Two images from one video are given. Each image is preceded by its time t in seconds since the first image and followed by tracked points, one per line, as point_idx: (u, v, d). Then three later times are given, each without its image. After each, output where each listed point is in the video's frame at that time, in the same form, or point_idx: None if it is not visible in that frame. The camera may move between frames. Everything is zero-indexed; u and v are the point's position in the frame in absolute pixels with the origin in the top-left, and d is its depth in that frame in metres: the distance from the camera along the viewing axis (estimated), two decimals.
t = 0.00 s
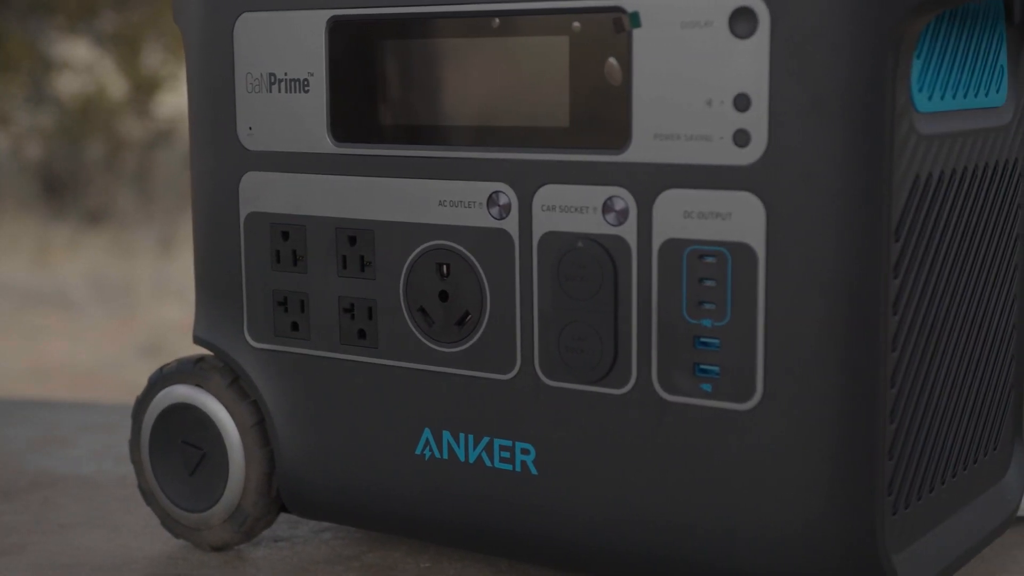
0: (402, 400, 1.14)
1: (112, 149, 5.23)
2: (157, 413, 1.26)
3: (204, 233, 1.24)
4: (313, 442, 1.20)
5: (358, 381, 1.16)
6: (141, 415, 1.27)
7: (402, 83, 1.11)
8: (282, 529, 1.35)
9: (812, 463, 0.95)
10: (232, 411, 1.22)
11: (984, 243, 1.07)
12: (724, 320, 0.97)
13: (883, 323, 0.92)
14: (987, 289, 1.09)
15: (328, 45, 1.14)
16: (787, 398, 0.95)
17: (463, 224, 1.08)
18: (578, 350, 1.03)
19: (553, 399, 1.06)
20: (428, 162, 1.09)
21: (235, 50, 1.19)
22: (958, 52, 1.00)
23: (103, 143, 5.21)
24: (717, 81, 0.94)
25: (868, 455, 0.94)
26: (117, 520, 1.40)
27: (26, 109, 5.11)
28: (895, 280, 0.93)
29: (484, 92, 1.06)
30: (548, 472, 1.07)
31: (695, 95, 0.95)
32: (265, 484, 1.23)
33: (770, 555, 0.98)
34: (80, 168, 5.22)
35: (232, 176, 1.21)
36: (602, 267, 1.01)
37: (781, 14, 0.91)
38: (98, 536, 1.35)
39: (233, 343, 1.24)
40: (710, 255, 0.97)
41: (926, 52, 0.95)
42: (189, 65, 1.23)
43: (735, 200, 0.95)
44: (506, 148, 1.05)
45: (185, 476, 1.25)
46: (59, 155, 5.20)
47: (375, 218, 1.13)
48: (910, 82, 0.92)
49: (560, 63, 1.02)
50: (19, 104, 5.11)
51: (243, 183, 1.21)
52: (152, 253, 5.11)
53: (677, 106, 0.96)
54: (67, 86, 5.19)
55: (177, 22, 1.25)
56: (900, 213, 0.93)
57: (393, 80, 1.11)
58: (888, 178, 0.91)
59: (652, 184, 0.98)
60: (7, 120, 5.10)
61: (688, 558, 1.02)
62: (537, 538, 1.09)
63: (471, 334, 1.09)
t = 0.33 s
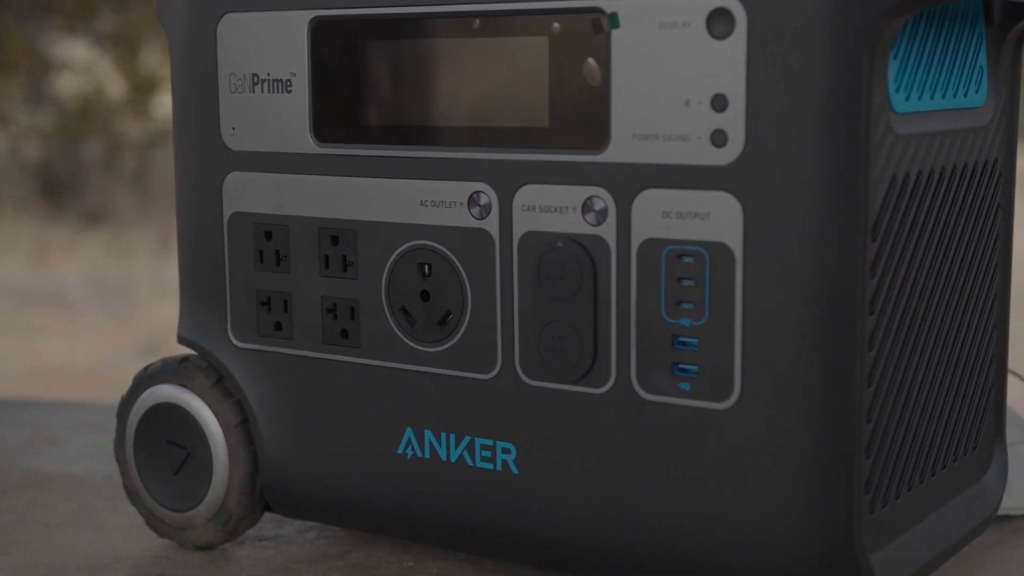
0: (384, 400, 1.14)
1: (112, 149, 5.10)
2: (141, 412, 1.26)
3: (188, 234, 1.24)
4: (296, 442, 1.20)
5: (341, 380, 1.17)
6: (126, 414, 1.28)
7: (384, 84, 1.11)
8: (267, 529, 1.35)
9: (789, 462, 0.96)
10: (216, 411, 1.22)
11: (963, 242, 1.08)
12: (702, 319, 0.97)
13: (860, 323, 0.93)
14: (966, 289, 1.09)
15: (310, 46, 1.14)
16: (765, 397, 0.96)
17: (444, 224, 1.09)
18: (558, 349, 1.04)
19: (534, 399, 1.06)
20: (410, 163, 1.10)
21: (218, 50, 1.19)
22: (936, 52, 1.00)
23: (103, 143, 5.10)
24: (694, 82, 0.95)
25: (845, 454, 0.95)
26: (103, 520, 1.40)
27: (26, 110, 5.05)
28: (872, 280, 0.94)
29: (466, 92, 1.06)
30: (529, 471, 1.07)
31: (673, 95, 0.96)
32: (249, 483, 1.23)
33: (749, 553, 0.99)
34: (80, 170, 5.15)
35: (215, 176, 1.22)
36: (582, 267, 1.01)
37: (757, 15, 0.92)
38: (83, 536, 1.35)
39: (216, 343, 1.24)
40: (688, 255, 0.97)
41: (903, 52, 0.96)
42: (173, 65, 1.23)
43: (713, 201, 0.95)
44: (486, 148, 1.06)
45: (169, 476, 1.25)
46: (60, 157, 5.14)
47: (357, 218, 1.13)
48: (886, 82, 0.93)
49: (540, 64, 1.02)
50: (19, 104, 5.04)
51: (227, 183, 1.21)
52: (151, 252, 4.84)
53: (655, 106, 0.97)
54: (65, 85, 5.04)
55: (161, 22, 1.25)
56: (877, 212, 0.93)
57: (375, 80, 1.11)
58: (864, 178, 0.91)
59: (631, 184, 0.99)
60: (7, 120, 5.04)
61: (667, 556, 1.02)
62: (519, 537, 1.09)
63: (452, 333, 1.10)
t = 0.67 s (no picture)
0: (364, 399, 1.15)
1: (110, 150, 4.87)
2: (124, 411, 1.26)
3: (170, 233, 1.25)
4: (277, 441, 1.20)
5: (321, 380, 1.17)
6: (109, 413, 1.28)
7: (363, 84, 1.11)
8: (250, 528, 1.35)
9: (762, 460, 0.96)
10: (197, 410, 1.23)
11: (940, 242, 1.08)
12: (677, 318, 0.98)
13: (833, 322, 0.93)
14: (943, 289, 1.10)
15: (290, 46, 1.15)
16: (738, 395, 0.96)
17: (423, 224, 1.09)
18: (535, 348, 1.04)
19: (511, 397, 1.07)
20: (389, 163, 1.10)
21: (199, 50, 1.20)
22: (911, 52, 1.01)
23: (103, 144, 4.84)
24: (669, 82, 0.95)
25: (818, 452, 0.95)
26: (87, 520, 1.40)
27: (26, 109, 4.76)
28: (845, 280, 0.94)
29: (445, 93, 1.07)
30: (507, 470, 1.08)
31: (648, 95, 0.96)
32: (230, 482, 1.23)
33: (723, 551, 0.99)
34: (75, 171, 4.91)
35: (196, 176, 1.22)
36: (558, 266, 1.02)
37: (728, 16, 0.92)
38: (66, 535, 1.35)
39: (198, 342, 1.24)
40: (663, 254, 0.97)
41: (877, 52, 0.96)
42: (154, 66, 1.24)
43: (687, 200, 0.96)
44: (464, 149, 1.06)
45: (151, 474, 1.25)
46: (58, 157, 4.90)
47: (337, 218, 1.14)
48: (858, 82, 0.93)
49: (517, 64, 1.03)
50: (18, 104, 4.75)
51: (208, 183, 1.21)
52: (147, 252, 4.79)
53: (631, 106, 0.97)
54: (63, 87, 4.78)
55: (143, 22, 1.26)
56: (850, 212, 0.94)
57: (354, 80, 1.12)
58: (836, 177, 0.91)
59: (606, 184, 0.99)
60: (7, 120, 4.76)
61: (642, 553, 1.03)
62: (497, 536, 1.10)
63: (431, 333, 1.10)
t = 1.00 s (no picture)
0: (344, 398, 1.15)
1: (109, 149, 4.74)
2: (107, 410, 1.26)
3: (152, 233, 1.25)
4: (258, 440, 1.21)
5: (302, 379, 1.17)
6: (92, 413, 1.28)
7: (343, 85, 1.12)
8: (233, 527, 1.36)
9: (737, 459, 0.97)
10: (179, 409, 1.23)
11: (916, 243, 1.08)
12: (652, 317, 0.98)
13: (806, 322, 0.94)
14: (920, 289, 1.10)
15: (269, 46, 1.15)
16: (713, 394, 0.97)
17: (401, 223, 1.09)
18: (512, 347, 1.05)
19: (489, 396, 1.07)
20: (368, 163, 1.11)
21: (180, 51, 1.20)
22: (886, 53, 1.01)
23: (102, 143, 4.71)
24: (643, 82, 0.96)
25: (792, 451, 0.95)
26: (71, 519, 1.40)
27: (25, 109, 4.61)
28: (818, 279, 0.95)
29: (424, 94, 1.07)
30: (485, 469, 1.08)
31: (623, 95, 0.97)
32: (212, 481, 1.24)
33: (699, 549, 1.00)
34: (75, 171, 4.82)
35: (177, 176, 1.22)
36: (535, 265, 1.02)
37: (702, 17, 0.93)
38: (49, 534, 1.36)
39: (180, 341, 1.25)
40: (638, 253, 0.98)
41: (851, 52, 0.96)
42: (136, 66, 1.24)
43: (662, 200, 0.96)
44: (443, 149, 1.06)
45: (134, 473, 1.26)
46: (57, 157, 4.79)
47: (317, 217, 1.14)
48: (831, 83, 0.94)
49: (494, 64, 1.03)
50: (18, 104, 4.59)
51: (189, 183, 1.22)
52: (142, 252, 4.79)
53: (606, 106, 0.98)
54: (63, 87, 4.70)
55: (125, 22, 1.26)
56: (824, 212, 0.94)
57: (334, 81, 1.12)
58: (809, 178, 0.92)
59: (583, 184, 1.00)
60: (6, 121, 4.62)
61: (619, 551, 1.03)
62: (476, 534, 1.10)
63: (410, 331, 1.11)
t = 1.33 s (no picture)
0: (328, 398, 1.15)
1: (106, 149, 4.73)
2: (92, 410, 1.27)
3: (137, 232, 1.25)
4: (242, 439, 1.21)
5: (286, 378, 1.18)
6: (77, 412, 1.28)
7: (327, 85, 1.12)
8: (219, 525, 1.36)
9: (715, 457, 0.97)
10: (164, 408, 1.23)
11: (897, 241, 1.09)
12: (632, 317, 0.98)
13: (785, 320, 0.94)
14: (901, 287, 1.10)
15: (253, 46, 1.15)
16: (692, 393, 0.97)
17: (384, 223, 1.10)
18: (494, 346, 1.05)
19: (471, 395, 1.07)
20: (351, 162, 1.11)
21: (164, 51, 1.20)
22: (865, 53, 1.02)
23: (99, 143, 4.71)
24: (622, 82, 0.96)
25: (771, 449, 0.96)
26: (57, 517, 1.41)
27: (23, 109, 4.58)
28: (797, 277, 0.95)
29: (407, 94, 1.08)
30: (467, 467, 1.09)
31: (602, 96, 0.97)
32: (197, 480, 1.24)
33: (678, 547, 1.00)
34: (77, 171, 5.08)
35: (161, 175, 1.23)
36: (516, 265, 1.03)
37: (680, 17, 0.93)
38: (35, 532, 1.36)
39: (165, 340, 1.25)
40: (618, 252, 0.98)
41: (829, 52, 0.97)
42: (121, 65, 1.24)
43: (641, 199, 0.97)
44: (425, 148, 1.07)
45: (119, 473, 1.26)
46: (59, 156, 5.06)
47: (300, 217, 1.15)
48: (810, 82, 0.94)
49: (476, 64, 1.03)
50: (15, 104, 4.57)
51: (173, 182, 1.22)
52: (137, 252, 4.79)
53: (585, 106, 0.98)
54: (60, 86, 4.68)
55: (110, 22, 1.26)
56: (802, 211, 0.94)
57: (317, 81, 1.13)
58: (787, 178, 0.92)
59: (563, 183, 1.00)
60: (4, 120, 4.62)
61: (600, 549, 1.04)
62: (458, 533, 1.11)
63: (392, 331, 1.11)
